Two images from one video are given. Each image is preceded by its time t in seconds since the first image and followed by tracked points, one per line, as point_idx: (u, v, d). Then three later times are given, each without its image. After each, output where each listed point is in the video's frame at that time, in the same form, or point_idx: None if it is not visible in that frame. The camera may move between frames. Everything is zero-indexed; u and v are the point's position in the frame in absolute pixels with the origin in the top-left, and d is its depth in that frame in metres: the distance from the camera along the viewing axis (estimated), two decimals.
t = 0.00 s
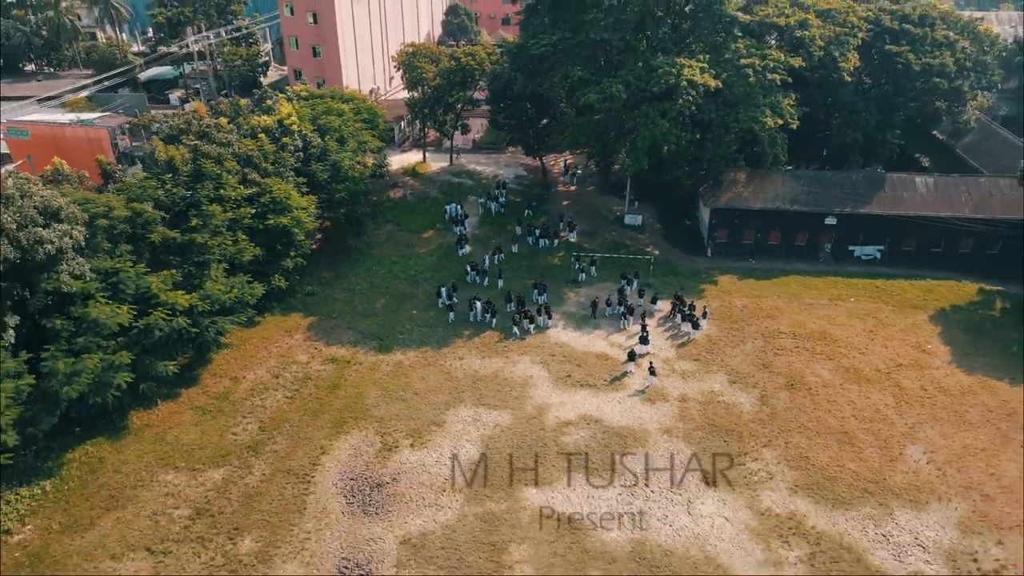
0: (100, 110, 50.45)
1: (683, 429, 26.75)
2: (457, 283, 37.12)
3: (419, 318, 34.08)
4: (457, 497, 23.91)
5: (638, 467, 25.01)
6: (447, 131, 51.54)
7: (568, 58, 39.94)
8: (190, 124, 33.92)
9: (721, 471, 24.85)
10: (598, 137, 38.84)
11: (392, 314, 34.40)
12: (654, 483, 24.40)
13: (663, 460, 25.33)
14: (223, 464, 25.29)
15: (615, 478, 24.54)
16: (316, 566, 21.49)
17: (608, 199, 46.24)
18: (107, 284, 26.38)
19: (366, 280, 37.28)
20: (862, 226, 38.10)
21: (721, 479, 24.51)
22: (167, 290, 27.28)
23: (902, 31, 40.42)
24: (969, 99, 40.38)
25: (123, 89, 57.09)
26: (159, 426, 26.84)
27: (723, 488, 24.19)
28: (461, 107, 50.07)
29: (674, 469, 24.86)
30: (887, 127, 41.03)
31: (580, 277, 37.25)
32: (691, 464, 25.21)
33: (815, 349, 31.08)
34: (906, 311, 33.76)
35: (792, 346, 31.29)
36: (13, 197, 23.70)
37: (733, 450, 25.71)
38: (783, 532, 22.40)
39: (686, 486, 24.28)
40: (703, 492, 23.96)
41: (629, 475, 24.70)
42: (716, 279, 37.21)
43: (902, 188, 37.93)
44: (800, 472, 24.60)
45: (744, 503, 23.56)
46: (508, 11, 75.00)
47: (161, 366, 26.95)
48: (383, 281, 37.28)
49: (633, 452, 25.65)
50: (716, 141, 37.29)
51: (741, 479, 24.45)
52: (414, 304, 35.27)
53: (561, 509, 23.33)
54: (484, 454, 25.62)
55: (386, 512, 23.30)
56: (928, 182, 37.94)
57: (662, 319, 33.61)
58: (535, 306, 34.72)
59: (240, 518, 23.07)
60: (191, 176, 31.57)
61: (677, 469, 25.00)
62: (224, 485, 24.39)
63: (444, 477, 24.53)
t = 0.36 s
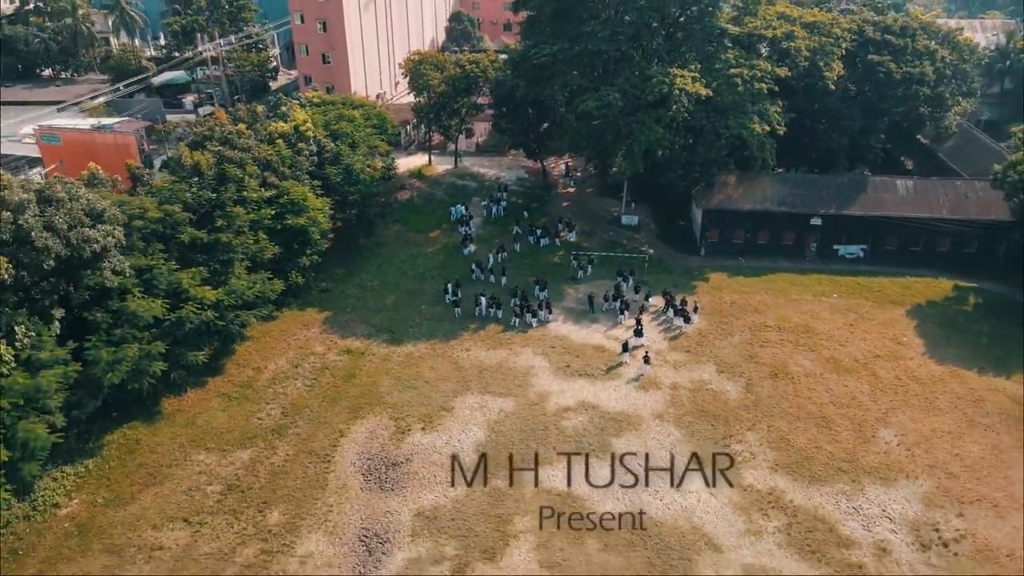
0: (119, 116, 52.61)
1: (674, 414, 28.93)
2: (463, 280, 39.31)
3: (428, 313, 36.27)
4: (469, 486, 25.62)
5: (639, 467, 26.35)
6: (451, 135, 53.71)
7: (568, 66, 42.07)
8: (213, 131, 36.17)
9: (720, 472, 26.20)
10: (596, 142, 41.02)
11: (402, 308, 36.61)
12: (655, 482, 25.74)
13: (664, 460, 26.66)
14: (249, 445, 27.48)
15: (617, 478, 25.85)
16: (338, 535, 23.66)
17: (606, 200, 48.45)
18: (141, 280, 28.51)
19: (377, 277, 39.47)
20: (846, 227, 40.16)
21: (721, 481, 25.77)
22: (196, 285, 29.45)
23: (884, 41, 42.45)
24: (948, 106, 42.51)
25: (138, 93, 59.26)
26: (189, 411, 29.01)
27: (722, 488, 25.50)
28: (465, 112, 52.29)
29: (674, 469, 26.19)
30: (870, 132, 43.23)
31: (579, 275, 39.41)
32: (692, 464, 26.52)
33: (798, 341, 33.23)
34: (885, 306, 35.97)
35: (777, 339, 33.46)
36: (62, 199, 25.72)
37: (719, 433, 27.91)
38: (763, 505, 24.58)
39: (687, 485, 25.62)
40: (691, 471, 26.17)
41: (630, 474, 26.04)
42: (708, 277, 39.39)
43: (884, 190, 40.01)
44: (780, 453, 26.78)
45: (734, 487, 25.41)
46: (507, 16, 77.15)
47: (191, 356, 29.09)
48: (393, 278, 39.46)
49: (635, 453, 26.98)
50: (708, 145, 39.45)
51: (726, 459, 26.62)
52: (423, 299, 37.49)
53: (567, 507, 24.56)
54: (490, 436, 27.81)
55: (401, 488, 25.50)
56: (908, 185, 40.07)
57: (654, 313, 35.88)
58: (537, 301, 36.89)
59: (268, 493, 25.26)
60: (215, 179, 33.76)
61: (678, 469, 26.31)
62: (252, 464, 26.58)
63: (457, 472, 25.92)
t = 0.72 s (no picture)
0: (138, 121, 54.97)
1: (666, 402, 31.18)
2: (469, 277, 41.56)
3: (437, 308, 38.52)
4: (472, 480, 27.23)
5: (639, 468, 27.70)
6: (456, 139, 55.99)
7: (568, 75, 44.28)
8: (235, 138, 38.53)
9: (720, 472, 27.42)
10: (595, 147, 43.25)
11: (412, 304, 38.86)
12: (655, 480, 27.19)
13: (664, 460, 28.00)
14: (274, 429, 29.75)
15: (617, 477, 27.27)
16: (359, 509, 25.91)
17: (604, 202, 50.70)
18: (173, 277, 30.76)
19: (388, 275, 41.73)
20: (831, 227, 42.40)
21: (720, 480, 27.04)
22: (222, 282, 31.68)
23: (868, 52, 44.69)
24: (930, 111, 44.71)
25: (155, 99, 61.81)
26: (216, 398, 31.27)
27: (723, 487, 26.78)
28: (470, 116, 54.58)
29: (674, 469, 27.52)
30: (855, 137, 45.48)
31: (578, 273, 41.64)
32: (692, 464, 27.78)
33: (784, 335, 35.48)
34: (866, 302, 38.22)
35: (764, 333, 35.72)
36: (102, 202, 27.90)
37: (708, 418, 30.18)
38: (746, 483, 26.86)
39: (686, 485, 26.96)
40: (681, 452, 28.41)
41: (630, 474, 27.40)
42: (701, 275, 41.65)
43: (867, 193, 42.28)
44: (763, 436, 29.04)
45: (728, 479, 27.10)
46: (509, 22, 79.56)
47: (218, 348, 31.36)
48: (402, 275, 41.71)
49: (635, 453, 28.33)
50: (700, 150, 41.66)
51: (713, 441, 28.91)
52: (431, 296, 39.75)
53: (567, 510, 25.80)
54: (495, 421, 30.06)
55: (414, 467, 27.76)
56: (890, 188, 42.33)
57: (649, 308, 38.16)
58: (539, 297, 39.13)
59: (293, 472, 27.53)
60: (237, 183, 36.04)
61: (677, 469, 27.65)
62: (277, 446, 28.85)
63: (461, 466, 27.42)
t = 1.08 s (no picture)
0: (155, 127, 57.33)
1: (660, 392, 33.41)
2: (474, 276, 43.79)
3: (444, 305, 40.76)
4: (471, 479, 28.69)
5: (639, 468, 29.04)
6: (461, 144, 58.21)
7: (567, 84, 46.47)
8: (254, 144, 40.81)
9: (719, 472, 28.87)
10: (593, 152, 45.43)
11: (420, 301, 41.10)
12: (655, 480, 28.60)
13: (664, 461, 29.46)
14: (294, 416, 32.03)
15: (618, 477, 28.58)
16: (375, 488, 28.17)
17: (603, 203, 52.96)
18: (199, 274, 32.97)
19: (397, 273, 43.98)
20: (818, 228, 44.61)
21: (720, 480, 28.46)
22: (245, 279, 33.87)
23: (853, 61, 47.20)
24: (915, 117, 46.93)
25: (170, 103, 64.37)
26: (240, 388, 33.52)
27: (722, 486, 28.20)
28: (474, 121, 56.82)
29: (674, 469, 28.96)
30: (842, 143, 47.71)
31: (578, 272, 43.85)
32: (691, 464, 29.22)
33: (771, 330, 37.72)
34: (850, 299, 40.46)
35: (752, 327, 37.96)
36: (138, 205, 30.17)
37: (698, 406, 32.43)
38: (732, 464, 29.14)
39: (686, 484, 28.35)
40: (673, 437, 30.66)
41: (631, 474, 28.74)
42: (694, 273, 43.88)
43: (852, 196, 44.54)
44: (749, 423, 31.31)
45: (727, 478, 28.55)
46: (511, 28, 81.92)
47: (241, 340, 33.62)
48: (411, 274, 43.96)
49: (636, 453, 29.78)
50: (694, 155, 43.83)
51: (702, 427, 31.17)
52: (438, 293, 41.99)
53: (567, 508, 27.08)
54: (501, 409, 32.30)
55: (426, 450, 30.01)
56: (874, 191, 44.58)
57: (645, 305, 40.43)
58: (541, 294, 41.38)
59: (314, 455, 29.79)
60: (257, 186, 38.28)
61: (678, 470, 29.04)
62: (298, 431, 31.12)
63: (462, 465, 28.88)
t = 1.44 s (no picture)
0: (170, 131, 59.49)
1: (654, 382, 35.58)
2: (479, 273, 45.98)
3: (450, 302, 42.92)
4: (471, 478, 30.02)
5: (640, 469, 30.28)
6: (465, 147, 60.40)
7: (567, 91, 48.58)
8: (269, 149, 42.95)
9: (720, 472, 30.05)
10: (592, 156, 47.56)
11: (428, 298, 43.27)
12: (656, 482, 29.83)
13: (665, 461, 30.67)
14: (311, 405, 34.14)
15: (619, 479, 29.88)
16: (389, 471, 30.30)
17: (601, 205, 55.14)
18: (222, 273, 35.12)
19: (405, 271, 46.13)
20: (807, 229, 46.70)
21: (720, 481, 29.65)
22: (264, 277, 35.95)
23: (840, 69, 49.01)
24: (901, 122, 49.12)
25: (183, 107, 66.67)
26: (259, 379, 35.66)
27: (722, 486, 29.45)
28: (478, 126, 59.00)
29: (674, 469, 30.18)
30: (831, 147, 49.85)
31: (577, 270, 46.00)
32: (692, 464, 30.44)
33: (760, 325, 39.84)
34: (836, 296, 42.59)
35: (743, 323, 40.08)
36: (168, 207, 32.59)
37: (690, 396, 34.58)
38: (720, 448, 31.28)
39: (687, 485, 29.57)
40: (666, 425, 32.78)
41: (631, 475, 30.00)
42: (689, 271, 46.04)
43: (839, 198, 46.55)
44: (737, 411, 33.45)
45: (728, 479, 29.72)
46: (512, 33, 84.11)
47: (261, 335, 35.75)
48: (418, 272, 46.12)
49: (635, 453, 31.05)
50: (688, 159, 45.88)
51: (694, 415, 33.29)
52: (444, 290, 44.16)
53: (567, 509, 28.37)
54: (505, 398, 34.45)
55: (435, 436, 32.16)
56: (860, 193, 46.61)
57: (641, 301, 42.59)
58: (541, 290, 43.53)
59: (331, 441, 31.91)
60: (273, 189, 40.41)
61: (679, 470, 30.26)
62: (315, 420, 33.24)
63: (460, 462, 30.15)
